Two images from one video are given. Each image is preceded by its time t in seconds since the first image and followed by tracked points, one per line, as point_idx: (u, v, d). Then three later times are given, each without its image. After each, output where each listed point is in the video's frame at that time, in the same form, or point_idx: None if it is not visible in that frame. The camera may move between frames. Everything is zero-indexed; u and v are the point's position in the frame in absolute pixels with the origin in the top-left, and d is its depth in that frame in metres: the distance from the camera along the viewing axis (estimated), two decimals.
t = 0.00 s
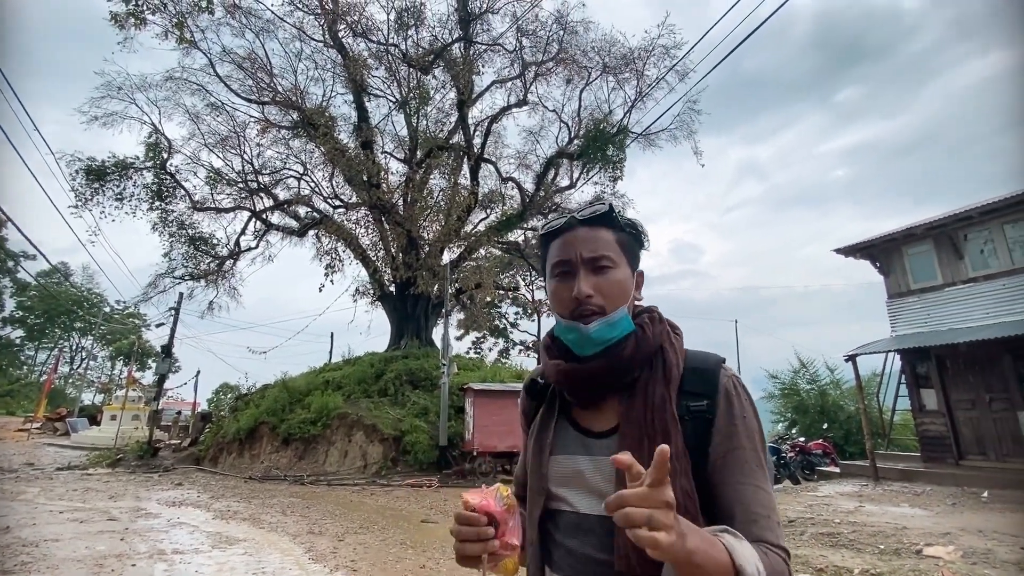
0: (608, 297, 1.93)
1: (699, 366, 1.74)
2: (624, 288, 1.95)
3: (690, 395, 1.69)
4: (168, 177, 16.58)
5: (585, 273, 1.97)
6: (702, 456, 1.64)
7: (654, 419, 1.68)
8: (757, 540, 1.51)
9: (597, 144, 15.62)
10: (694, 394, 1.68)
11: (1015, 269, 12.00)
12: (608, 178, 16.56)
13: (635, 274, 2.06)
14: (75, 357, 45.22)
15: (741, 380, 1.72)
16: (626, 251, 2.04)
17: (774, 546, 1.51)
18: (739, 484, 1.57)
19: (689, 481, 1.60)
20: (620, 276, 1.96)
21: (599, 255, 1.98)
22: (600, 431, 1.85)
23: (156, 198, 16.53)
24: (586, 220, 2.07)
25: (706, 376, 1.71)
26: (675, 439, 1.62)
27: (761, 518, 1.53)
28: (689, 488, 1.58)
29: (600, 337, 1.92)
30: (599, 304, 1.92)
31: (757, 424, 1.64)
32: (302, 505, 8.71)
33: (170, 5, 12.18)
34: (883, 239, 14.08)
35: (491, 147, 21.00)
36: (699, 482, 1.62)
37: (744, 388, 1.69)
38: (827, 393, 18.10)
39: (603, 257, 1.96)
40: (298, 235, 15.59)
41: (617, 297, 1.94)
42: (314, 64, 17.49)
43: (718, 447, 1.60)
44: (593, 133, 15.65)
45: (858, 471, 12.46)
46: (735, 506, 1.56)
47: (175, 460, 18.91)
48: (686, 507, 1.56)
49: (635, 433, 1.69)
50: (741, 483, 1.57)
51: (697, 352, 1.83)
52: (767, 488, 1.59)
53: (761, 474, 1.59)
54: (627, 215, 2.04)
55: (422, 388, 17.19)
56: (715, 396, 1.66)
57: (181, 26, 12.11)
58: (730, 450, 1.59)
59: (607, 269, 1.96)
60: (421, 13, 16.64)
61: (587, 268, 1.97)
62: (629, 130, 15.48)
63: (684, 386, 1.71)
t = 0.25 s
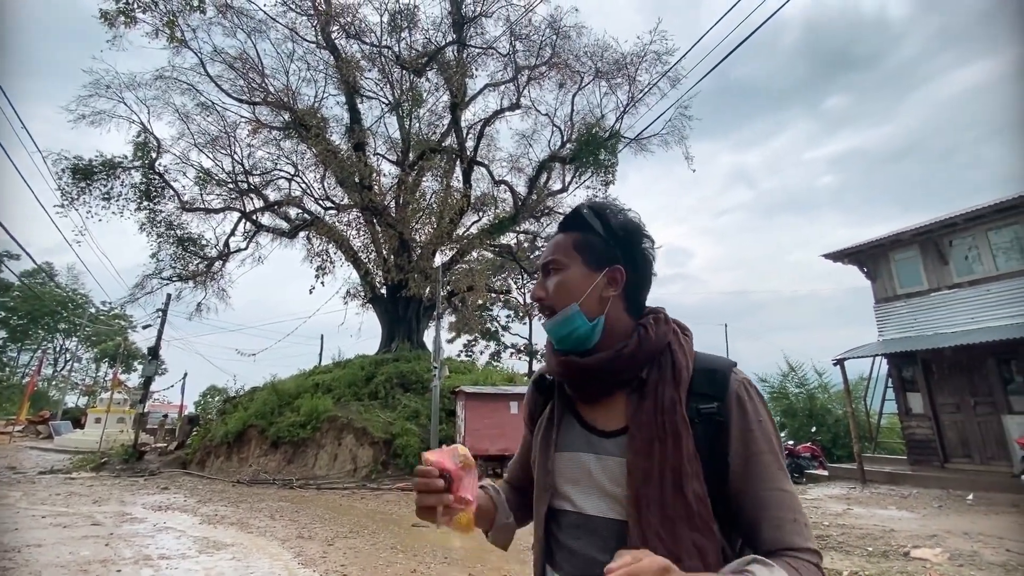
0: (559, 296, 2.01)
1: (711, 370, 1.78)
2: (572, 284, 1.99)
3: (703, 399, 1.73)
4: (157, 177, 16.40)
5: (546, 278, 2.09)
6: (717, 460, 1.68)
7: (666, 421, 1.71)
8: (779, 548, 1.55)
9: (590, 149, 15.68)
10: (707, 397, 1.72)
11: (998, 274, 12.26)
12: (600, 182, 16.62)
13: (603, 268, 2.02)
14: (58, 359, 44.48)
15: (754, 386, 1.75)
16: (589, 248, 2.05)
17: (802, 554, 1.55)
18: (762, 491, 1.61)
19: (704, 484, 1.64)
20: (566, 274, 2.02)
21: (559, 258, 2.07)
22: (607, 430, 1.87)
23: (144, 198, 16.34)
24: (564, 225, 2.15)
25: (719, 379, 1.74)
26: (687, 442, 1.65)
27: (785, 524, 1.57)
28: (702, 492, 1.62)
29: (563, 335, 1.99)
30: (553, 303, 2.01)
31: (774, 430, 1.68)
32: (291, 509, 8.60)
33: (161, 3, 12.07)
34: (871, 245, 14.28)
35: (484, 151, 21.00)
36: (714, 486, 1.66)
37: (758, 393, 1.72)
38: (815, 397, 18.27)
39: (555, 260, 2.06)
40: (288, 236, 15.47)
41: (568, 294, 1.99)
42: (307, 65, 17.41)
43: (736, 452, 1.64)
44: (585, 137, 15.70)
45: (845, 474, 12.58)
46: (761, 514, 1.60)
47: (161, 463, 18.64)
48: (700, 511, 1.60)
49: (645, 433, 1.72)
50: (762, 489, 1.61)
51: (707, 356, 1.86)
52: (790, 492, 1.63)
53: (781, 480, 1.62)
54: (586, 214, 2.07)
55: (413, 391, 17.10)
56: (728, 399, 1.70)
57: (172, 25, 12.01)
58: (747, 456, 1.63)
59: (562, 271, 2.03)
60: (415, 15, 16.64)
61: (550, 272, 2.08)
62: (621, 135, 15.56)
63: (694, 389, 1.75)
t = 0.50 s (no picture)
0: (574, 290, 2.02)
1: (713, 365, 1.74)
2: (585, 278, 2.00)
3: (700, 393, 1.69)
4: (145, 176, 16.20)
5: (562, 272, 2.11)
6: (715, 458, 1.64)
7: (662, 414, 1.69)
8: (774, 551, 1.51)
9: (582, 152, 15.72)
10: (704, 392, 1.69)
11: (983, 279, 12.56)
12: (592, 185, 16.66)
13: (619, 267, 2.02)
14: (42, 360, 43.79)
15: (759, 384, 1.70)
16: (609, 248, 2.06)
17: (801, 559, 1.48)
18: (761, 492, 1.55)
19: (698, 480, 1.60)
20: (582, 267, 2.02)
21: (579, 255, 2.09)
22: (605, 420, 1.87)
23: (132, 197, 16.14)
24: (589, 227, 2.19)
25: (720, 375, 1.70)
26: (680, 435, 1.63)
27: (786, 526, 1.52)
28: (692, 483, 1.57)
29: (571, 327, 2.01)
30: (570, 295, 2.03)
31: (777, 430, 1.62)
32: (280, 512, 8.49)
33: None
34: (860, 249, 14.45)
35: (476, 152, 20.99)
36: (710, 483, 1.62)
37: (761, 392, 1.67)
38: (804, 399, 18.44)
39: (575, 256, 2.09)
40: (278, 237, 15.34)
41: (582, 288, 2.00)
42: (299, 65, 17.29)
43: (732, 450, 1.59)
44: (578, 140, 15.74)
45: (832, 476, 12.70)
46: (761, 516, 1.55)
47: (147, 466, 18.37)
48: (690, 506, 1.56)
49: (637, 423, 1.71)
50: (760, 489, 1.56)
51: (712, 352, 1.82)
52: (797, 496, 1.56)
53: (783, 482, 1.56)
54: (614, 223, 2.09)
55: (404, 393, 17.01)
56: (726, 395, 1.65)
57: (162, 23, 11.88)
58: (746, 454, 1.58)
59: (575, 267, 2.06)
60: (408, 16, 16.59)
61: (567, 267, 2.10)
62: (613, 138, 15.61)
63: (694, 383, 1.72)
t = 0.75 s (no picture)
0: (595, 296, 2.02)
1: (727, 367, 1.74)
2: (607, 281, 2.01)
3: (715, 394, 1.70)
4: (133, 173, 15.99)
5: (581, 274, 2.10)
6: (729, 459, 1.64)
7: (677, 413, 1.68)
8: (785, 554, 1.51)
9: (575, 153, 15.76)
10: (719, 393, 1.69)
11: (968, 283, 12.77)
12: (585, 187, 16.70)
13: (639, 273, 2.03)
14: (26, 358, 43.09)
15: (773, 387, 1.70)
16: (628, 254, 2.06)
17: (813, 564, 1.48)
18: (775, 494, 1.56)
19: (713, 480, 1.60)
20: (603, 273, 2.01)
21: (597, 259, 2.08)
22: (618, 420, 1.87)
23: (120, 194, 15.93)
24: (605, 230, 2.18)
25: (735, 376, 1.70)
26: (696, 434, 1.63)
27: (798, 530, 1.52)
28: (707, 483, 1.58)
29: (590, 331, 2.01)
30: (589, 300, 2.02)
31: (792, 434, 1.63)
32: (271, 513, 8.40)
33: None
34: (849, 252, 14.61)
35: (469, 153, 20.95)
36: (723, 484, 1.62)
37: (776, 395, 1.67)
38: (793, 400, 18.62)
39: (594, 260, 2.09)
40: (269, 235, 15.21)
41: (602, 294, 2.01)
42: (291, 62, 17.17)
43: (746, 451, 1.60)
44: (571, 142, 15.76)
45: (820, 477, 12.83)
46: (774, 519, 1.55)
47: (133, 467, 18.13)
48: (706, 506, 1.56)
49: (652, 422, 1.71)
50: (774, 492, 1.56)
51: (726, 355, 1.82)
52: (810, 501, 1.56)
53: (797, 486, 1.56)
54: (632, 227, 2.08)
55: (395, 394, 16.93)
56: (742, 396, 1.66)
57: (152, 19, 11.76)
58: (760, 457, 1.59)
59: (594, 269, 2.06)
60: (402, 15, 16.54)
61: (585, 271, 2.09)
62: (606, 140, 15.66)
63: (708, 384, 1.73)
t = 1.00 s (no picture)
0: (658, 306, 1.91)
1: (742, 373, 1.76)
2: (675, 293, 1.95)
3: (730, 400, 1.72)
4: (121, 169, 15.79)
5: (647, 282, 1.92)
6: (740, 463, 1.67)
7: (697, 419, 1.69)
8: (787, 559, 1.54)
9: (568, 154, 15.79)
10: (734, 398, 1.72)
11: (955, 285, 12.98)
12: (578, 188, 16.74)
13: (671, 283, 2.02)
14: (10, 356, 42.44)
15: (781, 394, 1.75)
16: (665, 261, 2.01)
17: (823, 566, 1.52)
18: (786, 502, 1.58)
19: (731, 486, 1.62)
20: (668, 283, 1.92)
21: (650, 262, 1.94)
22: (634, 425, 1.84)
23: (108, 190, 15.73)
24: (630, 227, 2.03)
25: (750, 383, 1.73)
26: (716, 441, 1.65)
27: (802, 536, 1.54)
28: (727, 490, 1.60)
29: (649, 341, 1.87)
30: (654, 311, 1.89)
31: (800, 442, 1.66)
32: (260, 514, 8.31)
33: None
34: (838, 254, 14.79)
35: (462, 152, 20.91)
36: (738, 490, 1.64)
37: (787, 403, 1.71)
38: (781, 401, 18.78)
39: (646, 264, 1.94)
40: (260, 233, 15.09)
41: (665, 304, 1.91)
42: (283, 59, 17.05)
43: (758, 455, 1.63)
44: (564, 142, 15.78)
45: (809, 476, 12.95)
46: (779, 525, 1.57)
47: (119, 467, 17.89)
48: (724, 511, 1.58)
49: (672, 428, 1.71)
50: (783, 499, 1.59)
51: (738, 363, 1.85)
52: (816, 505, 1.61)
53: (805, 493, 1.60)
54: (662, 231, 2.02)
55: (387, 394, 16.86)
56: (757, 403, 1.70)
57: (143, 15, 11.64)
58: (771, 462, 1.61)
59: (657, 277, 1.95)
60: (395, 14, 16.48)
61: (642, 275, 1.93)
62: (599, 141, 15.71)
63: (724, 389, 1.75)
